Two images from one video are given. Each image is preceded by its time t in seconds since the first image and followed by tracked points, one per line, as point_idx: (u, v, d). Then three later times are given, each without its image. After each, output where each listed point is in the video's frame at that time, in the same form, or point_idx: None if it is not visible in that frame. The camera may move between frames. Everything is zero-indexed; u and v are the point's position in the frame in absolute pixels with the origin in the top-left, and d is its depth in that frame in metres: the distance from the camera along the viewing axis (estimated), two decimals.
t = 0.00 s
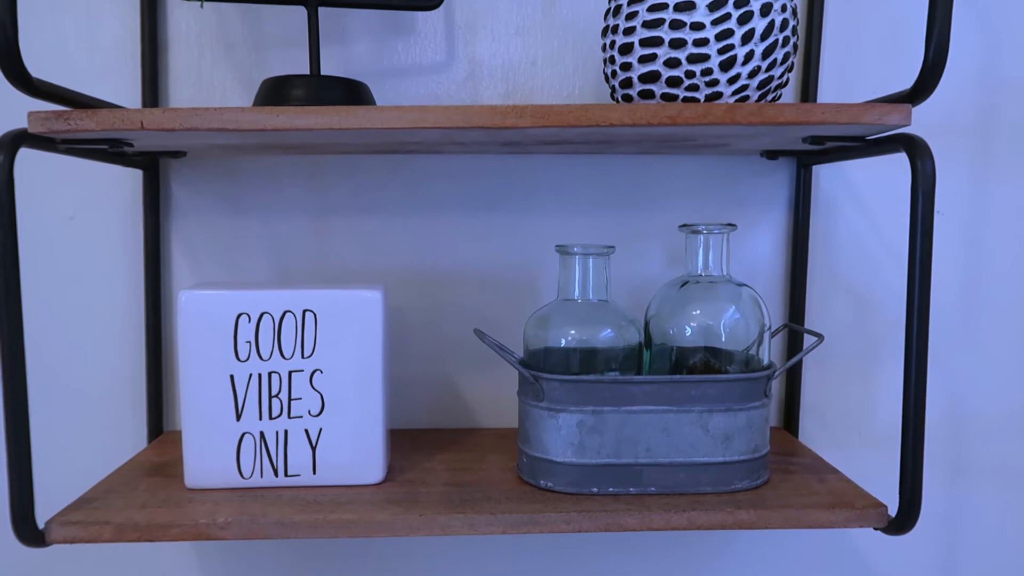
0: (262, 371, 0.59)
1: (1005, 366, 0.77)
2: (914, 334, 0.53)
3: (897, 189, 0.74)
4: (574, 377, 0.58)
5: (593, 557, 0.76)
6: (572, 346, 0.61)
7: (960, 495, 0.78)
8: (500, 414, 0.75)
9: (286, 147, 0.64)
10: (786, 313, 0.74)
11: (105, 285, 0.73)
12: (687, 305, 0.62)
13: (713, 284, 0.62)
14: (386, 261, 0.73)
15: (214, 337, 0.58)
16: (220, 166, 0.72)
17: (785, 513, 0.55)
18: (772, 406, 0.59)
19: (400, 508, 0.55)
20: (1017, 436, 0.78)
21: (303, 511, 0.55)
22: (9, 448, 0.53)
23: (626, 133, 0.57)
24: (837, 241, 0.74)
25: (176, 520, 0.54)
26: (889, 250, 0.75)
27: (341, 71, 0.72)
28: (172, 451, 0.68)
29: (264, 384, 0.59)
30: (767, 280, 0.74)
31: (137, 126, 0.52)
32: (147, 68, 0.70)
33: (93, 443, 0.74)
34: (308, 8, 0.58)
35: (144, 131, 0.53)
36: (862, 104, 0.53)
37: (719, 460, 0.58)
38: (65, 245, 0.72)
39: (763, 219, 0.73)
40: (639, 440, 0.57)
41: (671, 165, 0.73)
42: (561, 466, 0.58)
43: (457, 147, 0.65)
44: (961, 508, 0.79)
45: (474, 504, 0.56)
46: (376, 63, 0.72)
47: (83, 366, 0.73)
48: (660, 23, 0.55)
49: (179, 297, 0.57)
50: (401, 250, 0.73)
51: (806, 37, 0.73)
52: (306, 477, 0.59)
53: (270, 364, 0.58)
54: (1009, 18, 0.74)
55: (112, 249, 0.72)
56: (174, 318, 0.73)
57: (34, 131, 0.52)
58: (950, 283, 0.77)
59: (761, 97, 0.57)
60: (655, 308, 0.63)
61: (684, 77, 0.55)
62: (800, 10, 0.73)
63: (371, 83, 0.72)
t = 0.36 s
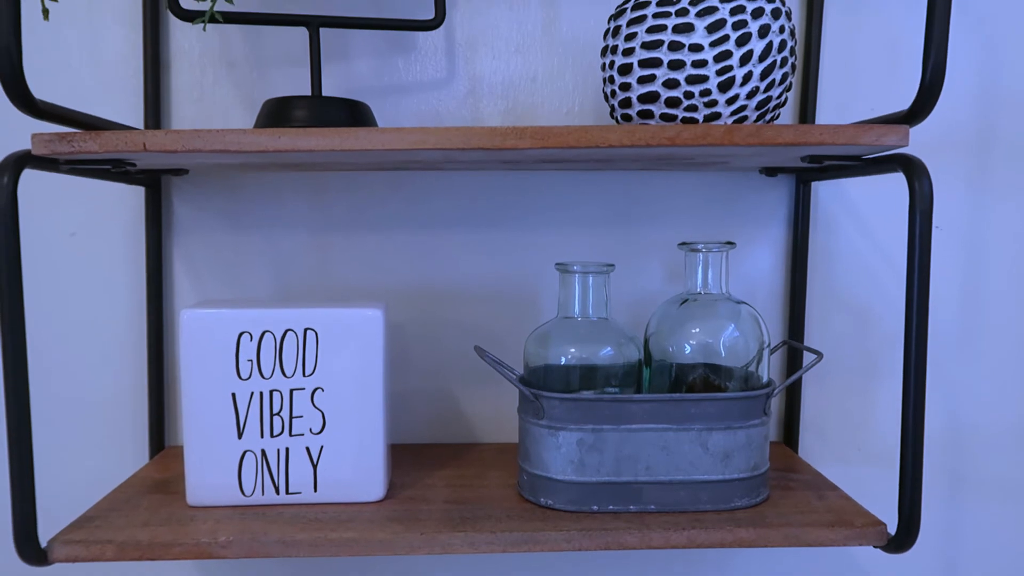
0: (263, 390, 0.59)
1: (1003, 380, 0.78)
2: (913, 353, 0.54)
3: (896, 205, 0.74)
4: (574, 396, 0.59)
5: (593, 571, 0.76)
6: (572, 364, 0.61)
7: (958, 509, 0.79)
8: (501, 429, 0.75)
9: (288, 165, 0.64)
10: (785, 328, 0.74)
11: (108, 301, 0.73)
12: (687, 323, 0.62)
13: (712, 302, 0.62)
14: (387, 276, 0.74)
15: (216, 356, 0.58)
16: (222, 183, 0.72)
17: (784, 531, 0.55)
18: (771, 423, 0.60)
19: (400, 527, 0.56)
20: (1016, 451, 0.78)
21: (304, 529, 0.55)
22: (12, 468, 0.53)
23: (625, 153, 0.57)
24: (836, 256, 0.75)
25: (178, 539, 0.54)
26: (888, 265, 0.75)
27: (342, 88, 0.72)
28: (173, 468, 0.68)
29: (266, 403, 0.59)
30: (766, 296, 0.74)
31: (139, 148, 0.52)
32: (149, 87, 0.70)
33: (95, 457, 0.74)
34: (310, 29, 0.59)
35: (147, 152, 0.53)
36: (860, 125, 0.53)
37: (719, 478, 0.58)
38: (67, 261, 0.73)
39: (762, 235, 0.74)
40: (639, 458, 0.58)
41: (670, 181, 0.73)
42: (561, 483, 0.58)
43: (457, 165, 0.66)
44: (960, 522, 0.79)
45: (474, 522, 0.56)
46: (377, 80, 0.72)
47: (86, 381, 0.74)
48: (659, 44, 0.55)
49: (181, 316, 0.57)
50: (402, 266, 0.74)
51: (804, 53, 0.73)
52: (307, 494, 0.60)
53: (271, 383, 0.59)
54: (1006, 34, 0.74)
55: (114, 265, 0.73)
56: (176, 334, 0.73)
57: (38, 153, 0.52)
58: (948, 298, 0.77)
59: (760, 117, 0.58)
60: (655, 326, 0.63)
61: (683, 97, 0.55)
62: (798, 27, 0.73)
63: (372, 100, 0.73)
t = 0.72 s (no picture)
0: (261, 410, 0.59)
1: (999, 395, 0.78)
2: (908, 375, 0.54)
3: (893, 221, 0.74)
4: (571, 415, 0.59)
5: None
6: (569, 384, 0.61)
7: (955, 523, 0.79)
8: (499, 444, 0.76)
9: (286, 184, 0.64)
10: (782, 344, 0.75)
11: (107, 318, 0.73)
12: (683, 342, 0.62)
13: (707, 321, 0.63)
14: (384, 293, 0.74)
15: (214, 376, 0.58)
16: (220, 200, 0.73)
17: (780, 551, 0.55)
18: (767, 442, 0.60)
19: (397, 547, 0.56)
20: (1012, 465, 0.78)
21: (301, 550, 0.56)
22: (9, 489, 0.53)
23: (621, 174, 0.58)
24: (833, 272, 0.75)
25: (175, 560, 0.54)
26: (885, 281, 0.75)
27: (340, 106, 0.72)
28: (171, 485, 0.68)
29: (263, 422, 0.59)
30: (762, 312, 0.75)
31: (137, 171, 0.52)
32: (147, 105, 0.70)
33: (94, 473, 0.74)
34: (307, 50, 0.59)
35: (144, 174, 0.53)
36: (855, 147, 0.53)
37: (715, 498, 0.58)
38: (66, 278, 0.73)
39: (759, 251, 0.74)
40: (635, 477, 0.58)
41: (666, 198, 0.74)
42: (558, 503, 0.58)
43: (454, 183, 0.66)
44: (956, 536, 0.79)
45: (471, 542, 0.57)
46: (375, 98, 0.73)
47: (84, 397, 0.74)
48: (654, 66, 0.55)
49: (179, 336, 0.58)
50: (399, 283, 0.74)
51: (799, 70, 0.73)
52: (304, 514, 0.60)
53: (269, 403, 0.59)
54: (1001, 51, 0.74)
55: (113, 282, 0.73)
56: (174, 351, 0.73)
57: (37, 176, 0.52)
58: (944, 313, 0.77)
59: (755, 137, 0.58)
60: (651, 344, 0.63)
61: (679, 119, 0.56)
62: (794, 44, 0.73)
63: (369, 118, 0.73)
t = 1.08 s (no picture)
0: (250, 424, 0.58)
1: (997, 405, 0.77)
2: (904, 389, 0.53)
3: (890, 230, 0.74)
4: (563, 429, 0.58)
5: None
6: (561, 398, 0.61)
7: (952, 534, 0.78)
8: (492, 455, 0.75)
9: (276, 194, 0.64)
10: (777, 355, 0.74)
11: (97, 328, 0.73)
12: (677, 355, 0.62)
13: (702, 334, 0.62)
14: (376, 303, 0.73)
15: (202, 390, 0.58)
16: (211, 210, 0.72)
17: (774, 568, 0.55)
18: (762, 456, 0.59)
19: (387, 563, 0.55)
20: (1010, 476, 0.78)
21: (289, 566, 0.55)
22: None
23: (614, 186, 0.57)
24: (829, 282, 0.74)
25: None
26: (882, 291, 0.74)
27: (332, 114, 0.72)
28: (161, 497, 0.67)
29: (252, 436, 0.59)
30: (758, 322, 0.74)
31: (123, 183, 0.52)
32: (138, 115, 0.70)
33: (84, 484, 0.74)
34: (297, 60, 0.58)
35: (131, 187, 0.53)
36: (850, 160, 0.53)
37: (708, 513, 0.58)
38: (56, 288, 0.72)
39: (754, 261, 0.73)
40: (629, 492, 0.57)
41: (661, 207, 0.73)
42: (550, 518, 0.58)
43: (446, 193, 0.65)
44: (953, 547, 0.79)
45: (461, 558, 0.56)
46: (367, 106, 0.72)
47: (74, 408, 0.73)
48: (647, 77, 0.55)
49: (167, 349, 0.57)
50: (392, 292, 0.73)
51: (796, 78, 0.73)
52: (294, 529, 0.59)
53: (258, 417, 0.58)
54: (999, 59, 0.74)
55: (103, 293, 0.72)
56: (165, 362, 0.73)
57: (22, 188, 0.52)
58: (942, 323, 0.76)
59: (750, 149, 0.57)
60: (645, 357, 0.63)
61: (672, 131, 0.55)
62: (790, 52, 0.72)
63: (361, 127, 0.72)
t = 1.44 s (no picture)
0: (247, 445, 0.58)
1: (1011, 424, 0.75)
2: (914, 414, 0.52)
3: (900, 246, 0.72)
4: (566, 452, 0.57)
5: None
6: (564, 420, 0.60)
7: (964, 555, 0.77)
8: (495, 473, 0.74)
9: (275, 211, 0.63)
10: (785, 371, 0.73)
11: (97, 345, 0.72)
12: (682, 376, 0.61)
13: (708, 354, 0.61)
14: (377, 319, 0.72)
15: (200, 412, 0.57)
16: (212, 226, 0.71)
17: None
18: (769, 480, 0.58)
19: None
20: None
21: None
22: None
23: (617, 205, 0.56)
24: (838, 298, 0.73)
25: None
26: (892, 307, 0.73)
27: (332, 129, 0.71)
28: (160, 516, 0.67)
29: (250, 458, 0.58)
30: (765, 339, 0.73)
31: (119, 205, 0.51)
32: (138, 133, 0.69)
33: (84, 501, 0.73)
34: (295, 76, 0.57)
35: (127, 207, 0.52)
36: (859, 178, 0.51)
37: (714, 538, 0.56)
38: (55, 304, 0.72)
39: (761, 277, 0.72)
40: (633, 517, 0.56)
41: (666, 223, 0.72)
42: (553, 542, 0.57)
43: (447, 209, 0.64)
44: (966, 568, 0.77)
45: None
46: (368, 120, 0.71)
47: (74, 425, 0.73)
48: (651, 94, 0.54)
49: (164, 370, 0.56)
50: (393, 309, 0.72)
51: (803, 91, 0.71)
52: (293, 552, 0.59)
53: (256, 438, 0.58)
54: (1011, 69, 0.72)
55: (103, 309, 0.72)
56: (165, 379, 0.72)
57: (17, 209, 0.51)
58: (953, 339, 0.75)
59: (756, 166, 0.56)
60: (650, 377, 0.62)
61: (676, 148, 0.54)
62: (797, 64, 0.71)
63: (362, 141, 0.71)
